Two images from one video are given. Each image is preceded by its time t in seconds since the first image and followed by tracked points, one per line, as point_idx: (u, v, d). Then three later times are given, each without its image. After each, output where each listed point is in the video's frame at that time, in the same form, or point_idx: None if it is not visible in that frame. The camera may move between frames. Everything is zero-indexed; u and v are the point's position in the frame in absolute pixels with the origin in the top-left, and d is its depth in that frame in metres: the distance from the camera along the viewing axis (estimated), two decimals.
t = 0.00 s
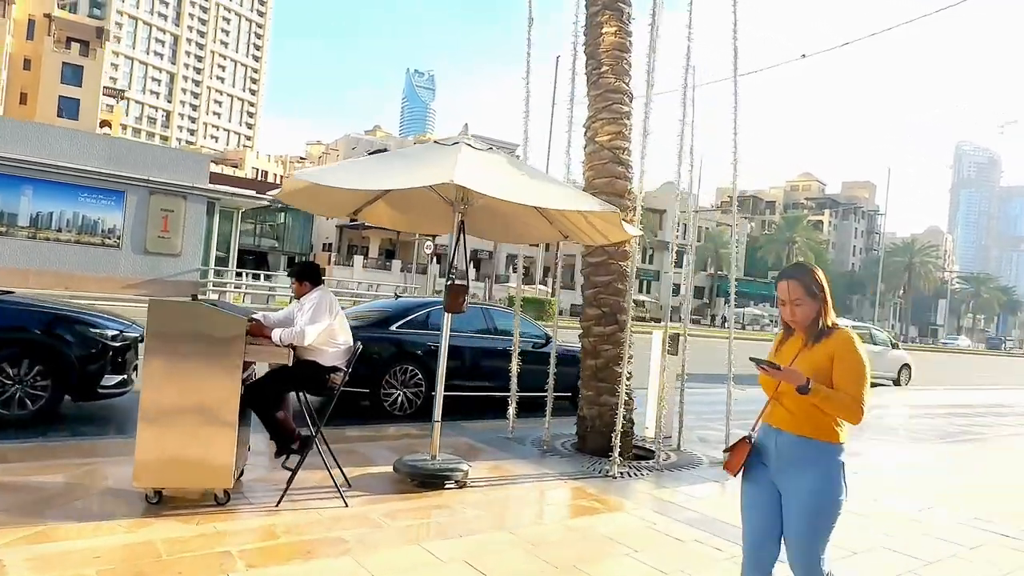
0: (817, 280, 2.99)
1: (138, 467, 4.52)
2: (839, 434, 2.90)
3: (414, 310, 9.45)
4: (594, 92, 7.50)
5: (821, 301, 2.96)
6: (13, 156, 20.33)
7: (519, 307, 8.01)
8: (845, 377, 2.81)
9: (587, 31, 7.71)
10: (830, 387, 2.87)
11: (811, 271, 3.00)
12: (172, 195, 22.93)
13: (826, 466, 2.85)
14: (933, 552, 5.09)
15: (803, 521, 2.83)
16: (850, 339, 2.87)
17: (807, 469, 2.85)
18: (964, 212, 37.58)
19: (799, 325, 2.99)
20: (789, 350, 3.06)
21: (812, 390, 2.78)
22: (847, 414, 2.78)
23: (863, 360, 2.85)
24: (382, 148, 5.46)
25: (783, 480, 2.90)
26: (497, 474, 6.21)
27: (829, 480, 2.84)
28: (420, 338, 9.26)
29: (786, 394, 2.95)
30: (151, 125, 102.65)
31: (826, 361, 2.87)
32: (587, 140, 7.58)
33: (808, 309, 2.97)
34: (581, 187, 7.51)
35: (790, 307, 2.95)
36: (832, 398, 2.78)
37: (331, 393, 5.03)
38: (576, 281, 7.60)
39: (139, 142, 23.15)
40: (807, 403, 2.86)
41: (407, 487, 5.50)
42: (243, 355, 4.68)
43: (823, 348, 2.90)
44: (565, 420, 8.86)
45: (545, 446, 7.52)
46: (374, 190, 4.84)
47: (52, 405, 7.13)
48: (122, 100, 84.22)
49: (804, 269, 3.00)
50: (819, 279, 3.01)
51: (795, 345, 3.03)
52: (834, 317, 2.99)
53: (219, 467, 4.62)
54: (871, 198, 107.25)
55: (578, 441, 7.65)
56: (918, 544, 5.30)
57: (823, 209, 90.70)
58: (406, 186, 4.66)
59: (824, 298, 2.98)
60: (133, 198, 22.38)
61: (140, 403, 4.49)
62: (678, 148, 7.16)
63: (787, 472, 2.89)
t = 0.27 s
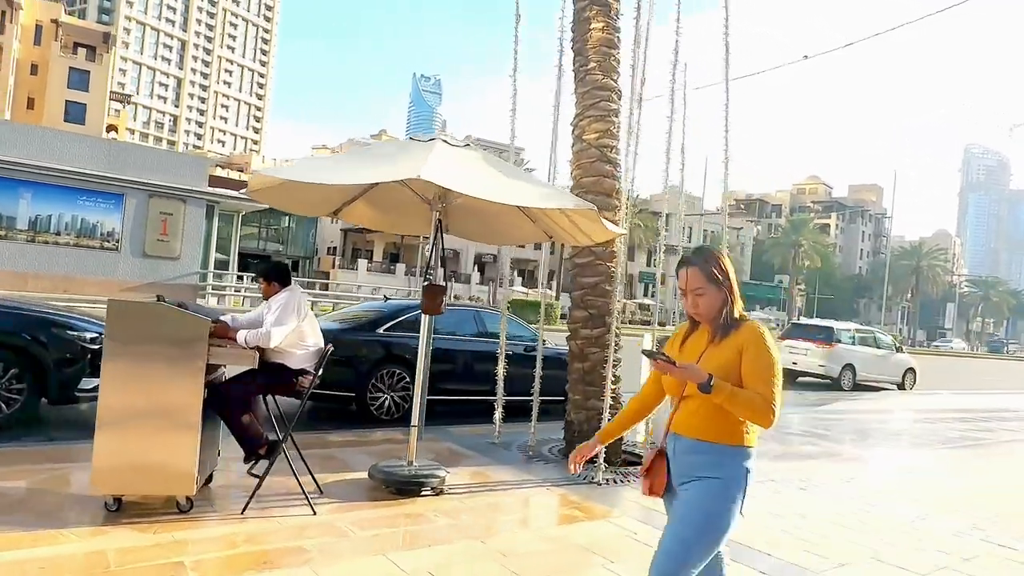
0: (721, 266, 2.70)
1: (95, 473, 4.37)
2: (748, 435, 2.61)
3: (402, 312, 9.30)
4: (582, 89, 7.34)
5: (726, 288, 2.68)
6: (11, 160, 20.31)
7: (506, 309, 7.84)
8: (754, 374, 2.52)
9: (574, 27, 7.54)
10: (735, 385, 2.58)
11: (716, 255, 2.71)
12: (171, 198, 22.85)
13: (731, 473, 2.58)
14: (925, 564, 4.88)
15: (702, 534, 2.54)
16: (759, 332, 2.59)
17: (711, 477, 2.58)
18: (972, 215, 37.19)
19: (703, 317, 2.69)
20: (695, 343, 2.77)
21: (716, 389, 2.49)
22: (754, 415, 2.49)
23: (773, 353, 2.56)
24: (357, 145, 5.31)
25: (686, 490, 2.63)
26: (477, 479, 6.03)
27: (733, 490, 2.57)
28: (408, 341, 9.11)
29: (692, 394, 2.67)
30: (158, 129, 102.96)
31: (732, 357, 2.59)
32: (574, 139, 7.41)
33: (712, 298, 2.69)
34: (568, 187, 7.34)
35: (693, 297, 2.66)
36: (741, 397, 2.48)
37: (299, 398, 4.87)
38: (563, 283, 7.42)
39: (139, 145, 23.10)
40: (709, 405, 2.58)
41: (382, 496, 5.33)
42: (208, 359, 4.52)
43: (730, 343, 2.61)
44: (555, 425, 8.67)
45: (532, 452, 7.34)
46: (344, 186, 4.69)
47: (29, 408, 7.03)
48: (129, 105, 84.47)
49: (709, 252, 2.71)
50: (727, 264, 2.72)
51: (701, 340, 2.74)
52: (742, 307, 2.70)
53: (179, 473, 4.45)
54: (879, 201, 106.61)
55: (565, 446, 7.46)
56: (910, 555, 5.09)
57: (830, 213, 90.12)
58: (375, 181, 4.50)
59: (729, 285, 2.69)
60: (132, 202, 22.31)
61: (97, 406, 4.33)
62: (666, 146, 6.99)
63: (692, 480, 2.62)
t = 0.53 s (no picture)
0: (622, 261, 2.32)
1: (60, 482, 4.25)
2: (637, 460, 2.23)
3: (393, 317, 9.15)
4: (573, 89, 7.19)
5: (626, 289, 2.31)
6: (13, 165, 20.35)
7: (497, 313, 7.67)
8: (646, 390, 2.14)
9: (565, 26, 7.40)
10: (627, 401, 2.21)
11: (616, 251, 2.34)
12: (173, 202, 22.82)
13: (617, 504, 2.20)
14: None
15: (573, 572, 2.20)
16: (659, 341, 2.21)
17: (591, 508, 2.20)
18: (981, 218, 36.77)
19: (600, 321, 2.31)
20: (593, 351, 2.40)
21: (600, 406, 2.12)
22: (642, 439, 2.12)
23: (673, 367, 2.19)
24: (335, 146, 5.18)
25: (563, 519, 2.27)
26: (462, 488, 5.87)
27: (616, 524, 2.20)
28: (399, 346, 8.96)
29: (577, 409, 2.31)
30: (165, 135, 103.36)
31: (625, 370, 2.21)
32: (565, 140, 7.26)
33: (610, 299, 2.31)
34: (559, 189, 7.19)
35: (586, 299, 2.29)
36: (628, 418, 2.11)
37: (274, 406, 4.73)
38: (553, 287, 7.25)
39: (141, 150, 23.08)
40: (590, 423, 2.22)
41: (360, 505, 5.18)
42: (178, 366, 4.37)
43: (624, 352, 2.24)
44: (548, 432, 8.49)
45: (522, 460, 7.16)
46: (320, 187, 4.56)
47: (20, 418, 6.98)
48: (137, 111, 84.82)
49: (609, 247, 2.34)
50: (632, 262, 2.34)
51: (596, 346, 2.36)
52: (644, 311, 2.32)
53: (147, 484, 4.32)
54: (887, 205, 105.93)
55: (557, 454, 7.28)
56: (909, 569, 4.89)
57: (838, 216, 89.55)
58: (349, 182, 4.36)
59: (630, 285, 2.32)
60: (133, 206, 22.31)
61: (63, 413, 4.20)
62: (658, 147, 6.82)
63: (570, 510, 2.24)
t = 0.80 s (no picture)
0: (458, 240, 2.00)
1: (21, 492, 4.10)
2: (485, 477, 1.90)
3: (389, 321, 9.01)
4: (566, 87, 7.01)
5: (460, 273, 1.99)
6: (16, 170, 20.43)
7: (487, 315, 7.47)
8: (481, 392, 1.83)
9: (559, 22, 7.22)
10: (461, 403, 1.89)
11: (449, 225, 2.03)
12: (176, 208, 22.79)
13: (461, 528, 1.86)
14: None
15: None
16: (493, 328, 1.89)
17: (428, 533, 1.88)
18: (995, 221, 36.26)
19: (434, 309, 2.01)
20: (435, 344, 2.10)
21: (417, 413, 1.85)
22: (478, 450, 1.82)
23: (510, 359, 1.86)
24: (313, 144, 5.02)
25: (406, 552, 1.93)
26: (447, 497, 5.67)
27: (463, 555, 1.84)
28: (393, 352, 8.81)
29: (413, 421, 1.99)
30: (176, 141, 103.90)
31: (456, 365, 1.89)
32: (558, 140, 7.08)
33: (444, 284, 2.01)
34: (552, 189, 7.02)
35: (411, 285, 1.99)
36: (450, 424, 1.82)
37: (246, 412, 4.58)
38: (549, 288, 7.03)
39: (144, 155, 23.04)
40: (424, 436, 1.90)
41: (339, 516, 5.00)
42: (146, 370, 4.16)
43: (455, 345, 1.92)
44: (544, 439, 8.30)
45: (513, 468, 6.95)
46: (293, 186, 4.40)
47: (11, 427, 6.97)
48: (147, 117, 85.18)
49: (440, 221, 2.03)
50: (468, 237, 2.02)
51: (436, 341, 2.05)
52: (488, 294, 2.01)
53: (112, 495, 4.18)
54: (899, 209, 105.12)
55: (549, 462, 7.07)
56: None
57: (849, 221, 88.81)
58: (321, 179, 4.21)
59: (465, 269, 2.00)
60: (136, 211, 22.33)
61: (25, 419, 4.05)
62: (653, 147, 6.64)
63: (408, 533, 1.93)
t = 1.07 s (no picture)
0: (244, 238, 1.73)
1: None
2: (259, 516, 1.64)
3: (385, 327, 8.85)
4: (560, 88, 6.84)
5: (247, 277, 1.73)
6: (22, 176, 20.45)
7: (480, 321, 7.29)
8: (253, 419, 1.57)
9: (553, 22, 7.06)
10: (233, 431, 1.62)
11: (234, 219, 1.75)
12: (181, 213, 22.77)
13: None
14: None
15: None
16: (276, 339, 1.62)
17: None
18: (1008, 225, 35.80)
19: (215, 317, 1.73)
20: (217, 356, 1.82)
21: (178, 445, 1.57)
22: (244, 488, 1.55)
23: (293, 378, 1.61)
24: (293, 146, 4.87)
25: None
26: (435, 509, 5.50)
27: None
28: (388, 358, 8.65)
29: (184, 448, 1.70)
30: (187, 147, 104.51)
31: (230, 387, 1.61)
32: (552, 141, 6.92)
33: (228, 286, 1.74)
34: (546, 192, 6.85)
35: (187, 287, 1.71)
36: (217, 457, 1.55)
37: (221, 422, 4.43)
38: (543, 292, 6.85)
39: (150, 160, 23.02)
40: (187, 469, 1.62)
41: (319, 529, 4.85)
42: (115, 379, 3.94)
43: (232, 362, 1.64)
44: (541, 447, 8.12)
45: (507, 478, 6.77)
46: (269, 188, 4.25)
47: None
48: (159, 124, 85.70)
49: (225, 214, 1.75)
50: (258, 234, 1.76)
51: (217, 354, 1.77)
52: (281, 300, 1.75)
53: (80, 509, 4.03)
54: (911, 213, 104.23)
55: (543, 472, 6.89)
56: None
57: (861, 225, 88.13)
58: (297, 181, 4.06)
59: (253, 272, 1.73)
60: (142, 217, 22.33)
61: None
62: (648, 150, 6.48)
63: None
